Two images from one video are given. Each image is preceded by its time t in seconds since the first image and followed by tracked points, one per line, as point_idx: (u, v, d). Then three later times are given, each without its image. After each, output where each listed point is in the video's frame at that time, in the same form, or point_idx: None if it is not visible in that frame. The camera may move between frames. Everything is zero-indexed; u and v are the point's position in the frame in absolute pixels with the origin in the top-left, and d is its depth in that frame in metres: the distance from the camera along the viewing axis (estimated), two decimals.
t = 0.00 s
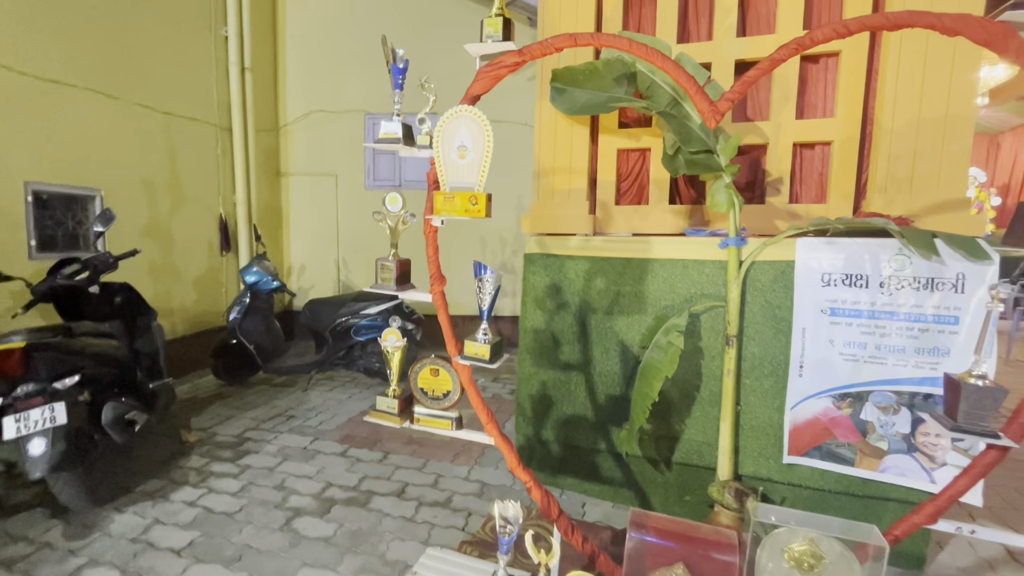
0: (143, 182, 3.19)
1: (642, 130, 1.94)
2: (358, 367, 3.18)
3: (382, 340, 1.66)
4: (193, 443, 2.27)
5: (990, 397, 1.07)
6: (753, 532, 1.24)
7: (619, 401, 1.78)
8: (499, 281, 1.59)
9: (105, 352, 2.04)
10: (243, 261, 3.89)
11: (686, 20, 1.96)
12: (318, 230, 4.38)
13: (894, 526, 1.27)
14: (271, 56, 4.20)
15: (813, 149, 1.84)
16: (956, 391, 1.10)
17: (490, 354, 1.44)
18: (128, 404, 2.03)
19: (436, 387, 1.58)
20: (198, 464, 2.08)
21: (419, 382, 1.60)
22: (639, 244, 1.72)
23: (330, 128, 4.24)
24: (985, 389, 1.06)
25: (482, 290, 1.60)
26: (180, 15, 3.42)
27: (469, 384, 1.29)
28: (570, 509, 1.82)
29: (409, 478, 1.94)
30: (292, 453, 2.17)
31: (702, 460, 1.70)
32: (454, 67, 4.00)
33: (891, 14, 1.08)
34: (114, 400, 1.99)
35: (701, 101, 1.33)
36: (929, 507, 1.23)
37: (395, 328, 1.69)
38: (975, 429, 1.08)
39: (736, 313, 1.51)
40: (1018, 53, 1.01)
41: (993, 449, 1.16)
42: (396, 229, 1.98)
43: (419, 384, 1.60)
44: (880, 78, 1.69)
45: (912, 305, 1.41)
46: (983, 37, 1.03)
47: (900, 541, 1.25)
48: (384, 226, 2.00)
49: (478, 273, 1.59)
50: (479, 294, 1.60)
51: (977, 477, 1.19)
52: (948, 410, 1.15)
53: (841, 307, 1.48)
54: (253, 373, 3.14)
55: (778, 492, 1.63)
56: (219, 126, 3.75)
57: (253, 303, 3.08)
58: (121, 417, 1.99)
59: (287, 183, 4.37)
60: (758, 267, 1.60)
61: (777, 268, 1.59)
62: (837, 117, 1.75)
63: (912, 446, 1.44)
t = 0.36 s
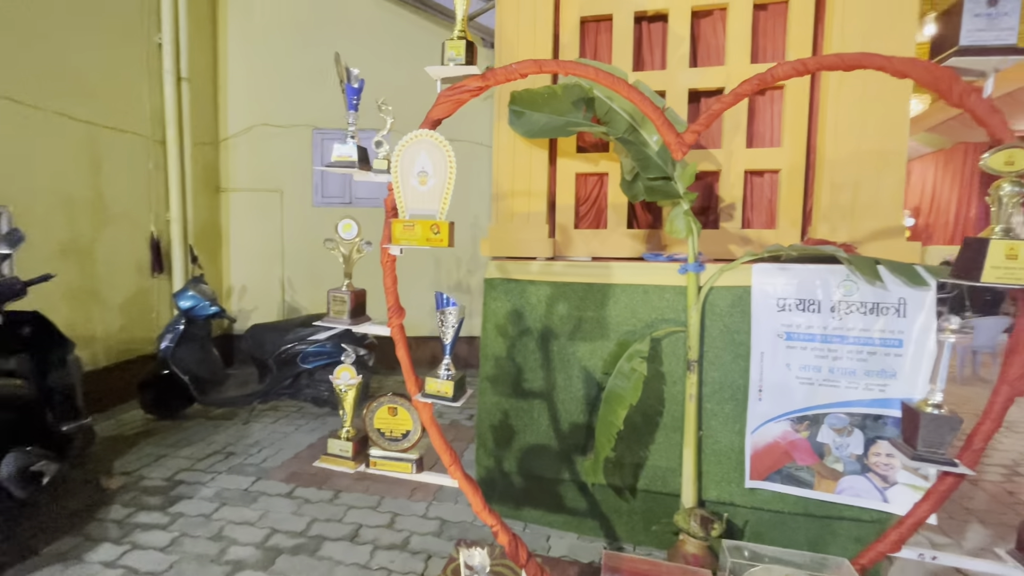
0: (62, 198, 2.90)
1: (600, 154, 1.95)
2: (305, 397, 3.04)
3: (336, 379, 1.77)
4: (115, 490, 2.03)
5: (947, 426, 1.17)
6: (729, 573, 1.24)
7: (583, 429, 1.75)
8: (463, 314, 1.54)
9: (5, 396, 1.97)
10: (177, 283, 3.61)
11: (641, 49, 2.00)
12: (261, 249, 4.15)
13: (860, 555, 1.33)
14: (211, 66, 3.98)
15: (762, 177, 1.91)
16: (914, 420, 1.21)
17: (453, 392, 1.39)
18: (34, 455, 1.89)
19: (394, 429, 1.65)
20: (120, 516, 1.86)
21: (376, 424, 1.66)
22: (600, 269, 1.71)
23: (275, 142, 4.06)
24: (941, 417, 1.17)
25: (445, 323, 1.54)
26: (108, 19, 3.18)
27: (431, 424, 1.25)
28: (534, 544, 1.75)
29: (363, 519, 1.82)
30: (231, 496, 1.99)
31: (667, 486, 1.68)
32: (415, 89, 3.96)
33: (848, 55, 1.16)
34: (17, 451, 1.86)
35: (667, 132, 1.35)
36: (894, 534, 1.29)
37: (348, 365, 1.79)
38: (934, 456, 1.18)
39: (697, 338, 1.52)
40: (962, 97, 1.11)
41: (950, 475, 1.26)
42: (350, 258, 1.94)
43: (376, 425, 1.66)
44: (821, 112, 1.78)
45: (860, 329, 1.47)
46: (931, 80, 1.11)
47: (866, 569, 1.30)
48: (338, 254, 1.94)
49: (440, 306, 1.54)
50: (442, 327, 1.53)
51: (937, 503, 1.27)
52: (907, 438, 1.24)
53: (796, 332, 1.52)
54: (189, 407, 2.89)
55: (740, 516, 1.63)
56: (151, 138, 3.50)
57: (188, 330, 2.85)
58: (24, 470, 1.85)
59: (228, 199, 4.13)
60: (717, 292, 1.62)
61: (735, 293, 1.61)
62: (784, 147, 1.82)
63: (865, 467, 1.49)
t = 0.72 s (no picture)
0: None
1: (565, 177, 1.99)
2: (259, 427, 2.89)
3: (301, 413, 1.72)
4: (41, 541, 1.84)
5: (903, 441, 1.30)
6: None
7: (554, 451, 1.74)
8: (437, 342, 1.54)
9: None
10: (114, 307, 3.37)
11: (602, 76, 2.06)
12: (209, 270, 3.94)
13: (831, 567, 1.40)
14: (155, 78, 3.80)
15: (719, 201, 2.00)
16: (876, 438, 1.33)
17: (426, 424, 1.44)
18: None
19: (366, 462, 1.64)
20: (48, 570, 1.68)
21: (346, 457, 1.65)
22: (568, 290, 1.71)
23: (223, 157, 3.89)
24: (898, 433, 1.30)
25: (418, 351, 1.55)
26: (39, 27, 2.97)
27: (403, 458, 1.35)
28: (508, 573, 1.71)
29: (326, 557, 1.72)
30: (178, 540, 1.84)
31: (638, 506, 1.69)
32: (383, 111, 3.94)
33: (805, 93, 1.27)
34: None
35: (640, 162, 1.44)
36: (860, 547, 1.35)
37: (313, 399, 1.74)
38: (892, 469, 1.30)
39: (664, 358, 1.56)
40: (907, 134, 1.20)
41: (908, 488, 1.34)
42: (317, 286, 1.88)
43: (346, 459, 1.65)
44: (772, 140, 1.87)
45: (816, 346, 1.53)
46: (878, 118, 1.21)
47: None
48: (304, 281, 1.89)
49: (412, 334, 1.55)
50: (416, 356, 1.55)
51: (898, 515, 1.36)
52: (869, 452, 1.36)
53: (757, 349, 1.57)
54: (127, 443, 2.66)
55: (710, 532, 1.66)
56: (86, 153, 3.28)
57: (128, 360, 2.67)
58: None
59: (172, 217, 3.91)
60: (682, 312, 1.66)
61: (699, 313, 1.66)
62: (739, 172, 1.91)
63: (825, 478, 1.54)
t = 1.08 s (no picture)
0: None
1: (525, 204, 2.05)
2: (205, 462, 2.91)
3: (261, 449, 1.63)
4: None
5: (843, 455, 1.45)
6: None
7: (519, 476, 1.75)
8: (406, 373, 1.54)
9: None
10: (34, 336, 3.09)
11: (558, 107, 2.14)
12: (143, 294, 3.85)
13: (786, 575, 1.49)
14: (86, 93, 3.71)
15: (669, 227, 2.12)
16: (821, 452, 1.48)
17: (397, 456, 1.43)
18: None
19: (330, 499, 1.59)
20: None
21: (310, 495, 1.58)
22: (531, 314, 1.75)
23: (161, 177, 3.83)
24: (839, 448, 1.45)
25: (386, 383, 1.53)
26: None
27: (370, 493, 1.39)
28: None
29: None
30: None
31: (601, 526, 1.73)
32: (344, 135, 4.01)
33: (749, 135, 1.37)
34: None
35: (602, 197, 1.56)
36: (809, 555, 1.46)
37: (275, 433, 1.66)
38: (834, 481, 1.45)
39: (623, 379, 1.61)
40: (837, 175, 1.33)
41: (849, 497, 1.46)
42: (280, 318, 1.79)
43: (310, 497, 1.58)
44: (716, 171, 2.00)
45: (761, 364, 1.63)
46: (812, 160, 1.35)
47: None
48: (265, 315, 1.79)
49: (381, 365, 1.53)
50: (384, 388, 1.53)
51: (841, 522, 1.47)
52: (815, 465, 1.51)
53: (708, 369, 1.66)
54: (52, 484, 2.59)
55: (669, 548, 1.72)
56: (9, 169, 3.06)
57: (54, 395, 2.60)
58: None
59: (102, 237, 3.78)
60: (638, 334, 1.74)
61: (654, 335, 1.74)
62: (686, 202, 2.04)
63: (773, 489, 1.62)
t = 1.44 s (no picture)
0: None
1: (474, 228, 2.11)
2: (136, 496, 2.89)
3: (204, 479, 1.56)
4: None
5: (763, 461, 1.59)
6: None
7: (470, 496, 1.78)
8: (355, 398, 1.54)
9: None
10: None
11: (505, 135, 2.24)
12: (69, 317, 3.64)
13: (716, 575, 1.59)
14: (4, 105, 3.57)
15: (610, 250, 2.24)
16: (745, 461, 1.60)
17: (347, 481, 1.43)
18: None
19: (276, 528, 1.54)
20: None
21: (256, 525, 1.54)
22: (480, 335, 1.80)
23: (87, 193, 3.68)
24: (759, 454, 1.59)
25: (336, 409, 1.53)
26: None
27: (319, 519, 1.37)
28: None
29: None
30: None
31: (550, 541, 1.78)
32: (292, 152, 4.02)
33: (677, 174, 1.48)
34: None
35: (544, 227, 1.62)
36: (736, 556, 1.57)
37: (220, 462, 1.60)
38: (757, 485, 1.59)
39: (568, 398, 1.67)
40: (750, 211, 1.48)
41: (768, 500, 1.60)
42: (226, 346, 1.74)
43: (255, 527, 1.54)
44: (652, 198, 2.15)
45: (694, 379, 1.76)
46: (732, 198, 1.47)
47: None
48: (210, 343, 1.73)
49: (330, 391, 1.52)
50: (333, 415, 1.52)
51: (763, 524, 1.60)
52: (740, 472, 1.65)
53: (647, 385, 1.77)
54: None
55: (614, 558, 1.79)
56: None
57: None
58: None
59: (19, 256, 3.59)
60: (583, 353, 1.83)
61: (597, 354, 1.84)
62: (626, 227, 2.17)
63: (707, 496, 1.73)
